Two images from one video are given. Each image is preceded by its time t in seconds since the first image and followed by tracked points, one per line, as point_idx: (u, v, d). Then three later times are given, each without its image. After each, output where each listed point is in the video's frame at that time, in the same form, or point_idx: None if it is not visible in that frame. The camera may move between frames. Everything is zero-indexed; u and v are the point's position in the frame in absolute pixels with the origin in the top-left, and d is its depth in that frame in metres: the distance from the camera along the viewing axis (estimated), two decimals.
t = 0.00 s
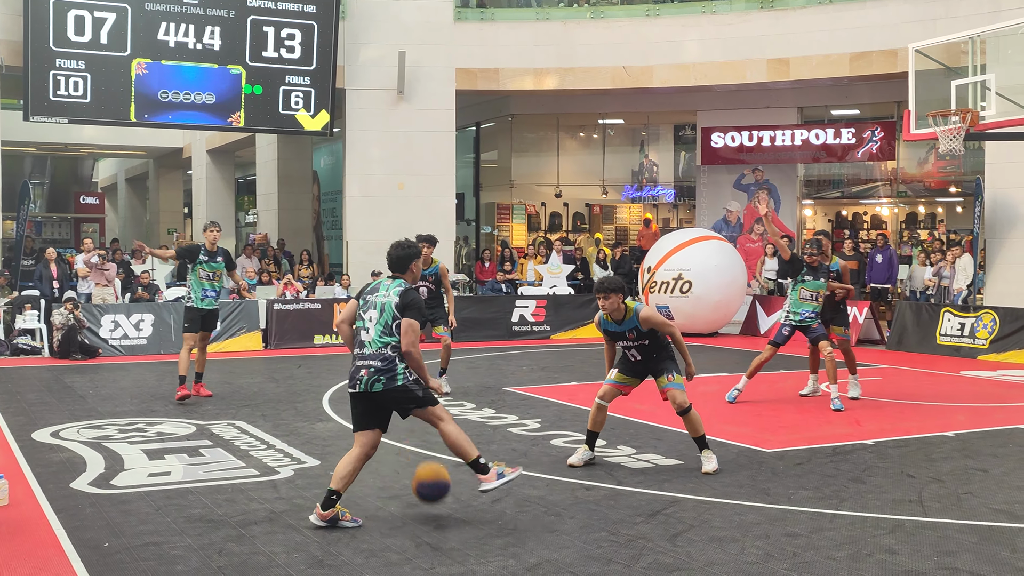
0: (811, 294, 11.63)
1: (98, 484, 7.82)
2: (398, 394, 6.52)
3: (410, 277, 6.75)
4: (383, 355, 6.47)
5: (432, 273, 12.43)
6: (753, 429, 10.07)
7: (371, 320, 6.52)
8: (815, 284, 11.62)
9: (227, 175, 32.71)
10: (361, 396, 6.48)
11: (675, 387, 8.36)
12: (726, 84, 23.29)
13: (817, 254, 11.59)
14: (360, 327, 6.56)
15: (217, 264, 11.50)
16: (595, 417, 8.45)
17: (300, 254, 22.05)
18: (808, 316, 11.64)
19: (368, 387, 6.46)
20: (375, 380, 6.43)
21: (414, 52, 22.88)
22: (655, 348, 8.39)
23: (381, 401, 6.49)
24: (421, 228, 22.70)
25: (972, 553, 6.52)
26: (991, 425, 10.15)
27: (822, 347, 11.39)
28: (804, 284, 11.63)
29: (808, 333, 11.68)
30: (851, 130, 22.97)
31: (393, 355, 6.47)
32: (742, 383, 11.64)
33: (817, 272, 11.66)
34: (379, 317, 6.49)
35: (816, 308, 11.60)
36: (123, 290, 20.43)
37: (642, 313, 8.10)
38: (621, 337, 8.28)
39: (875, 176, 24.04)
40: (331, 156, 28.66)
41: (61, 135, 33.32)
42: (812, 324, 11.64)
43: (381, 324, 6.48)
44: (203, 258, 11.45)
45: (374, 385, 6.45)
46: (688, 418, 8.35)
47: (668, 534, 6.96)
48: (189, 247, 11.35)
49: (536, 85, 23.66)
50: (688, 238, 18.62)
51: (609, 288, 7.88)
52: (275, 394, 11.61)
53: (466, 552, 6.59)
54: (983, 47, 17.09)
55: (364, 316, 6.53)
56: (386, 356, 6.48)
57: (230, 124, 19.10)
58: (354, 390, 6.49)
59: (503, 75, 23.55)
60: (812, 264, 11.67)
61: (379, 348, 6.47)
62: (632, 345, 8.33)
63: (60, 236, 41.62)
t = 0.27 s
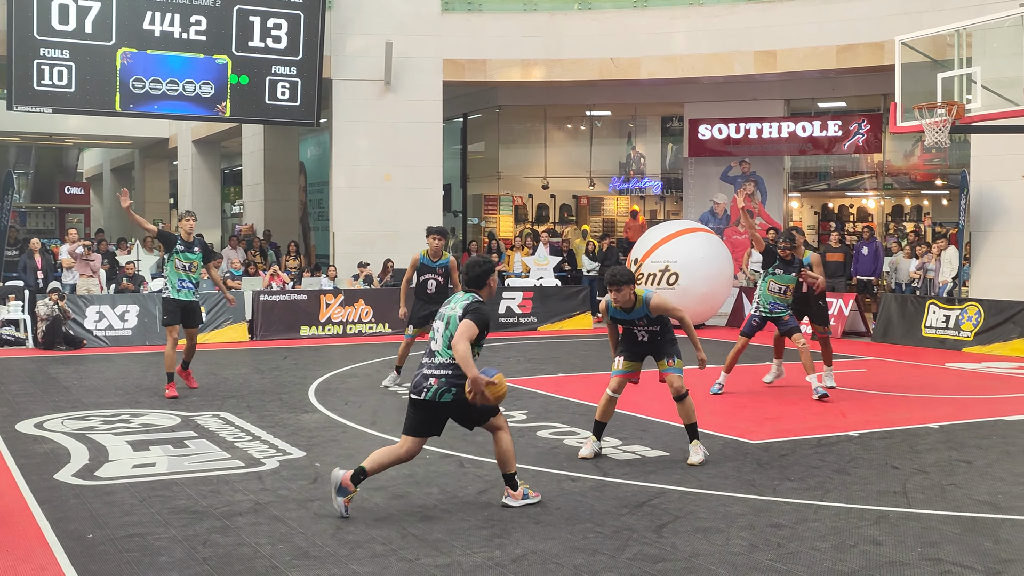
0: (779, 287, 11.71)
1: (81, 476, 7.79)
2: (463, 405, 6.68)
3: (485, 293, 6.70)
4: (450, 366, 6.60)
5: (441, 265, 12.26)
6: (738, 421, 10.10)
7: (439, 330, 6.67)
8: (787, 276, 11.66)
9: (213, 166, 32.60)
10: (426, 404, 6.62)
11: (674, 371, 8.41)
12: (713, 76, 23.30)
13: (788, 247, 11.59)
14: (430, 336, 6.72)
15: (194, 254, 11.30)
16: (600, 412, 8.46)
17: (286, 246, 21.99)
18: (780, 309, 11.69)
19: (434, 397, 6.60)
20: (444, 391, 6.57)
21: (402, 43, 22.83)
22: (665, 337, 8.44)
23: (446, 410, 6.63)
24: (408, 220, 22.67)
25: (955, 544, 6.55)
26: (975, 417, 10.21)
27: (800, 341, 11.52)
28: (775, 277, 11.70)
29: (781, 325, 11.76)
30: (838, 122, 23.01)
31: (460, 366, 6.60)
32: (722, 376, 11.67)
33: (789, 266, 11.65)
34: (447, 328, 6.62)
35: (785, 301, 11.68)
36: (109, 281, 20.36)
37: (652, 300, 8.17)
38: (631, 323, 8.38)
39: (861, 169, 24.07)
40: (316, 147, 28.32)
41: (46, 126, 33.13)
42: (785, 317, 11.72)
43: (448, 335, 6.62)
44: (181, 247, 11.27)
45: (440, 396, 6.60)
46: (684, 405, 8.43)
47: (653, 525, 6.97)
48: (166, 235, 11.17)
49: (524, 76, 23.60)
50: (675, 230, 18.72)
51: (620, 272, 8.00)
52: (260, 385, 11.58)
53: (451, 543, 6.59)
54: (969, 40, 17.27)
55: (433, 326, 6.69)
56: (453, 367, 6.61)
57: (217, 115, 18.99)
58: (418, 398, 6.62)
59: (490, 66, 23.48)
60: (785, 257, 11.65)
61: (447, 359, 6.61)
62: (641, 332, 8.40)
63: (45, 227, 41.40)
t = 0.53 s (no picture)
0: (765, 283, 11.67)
1: (63, 467, 7.76)
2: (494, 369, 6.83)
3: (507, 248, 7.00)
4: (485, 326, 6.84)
5: (445, 253, 12.31)
6: (722, 413, 10.13)
7: (476, 291, 6.95)
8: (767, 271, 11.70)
9: (198, 157, 32.48)
10: (458, 361, 6.85)
11: (679, 369, 8.50)
12: (699, 69, 23.28)
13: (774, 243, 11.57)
14: (466, 298, 6.99)
15: (178, 244, 11.18)
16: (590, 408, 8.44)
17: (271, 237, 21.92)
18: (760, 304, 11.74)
19: (464, 354, 6.81)
20: (474, 348, 6.76)
21: (387, 34, 22.73)
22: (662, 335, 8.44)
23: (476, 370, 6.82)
24: (393, 212, 22.60)
25: (937, 536, 6.59)
26: (957, 410, 10.27)
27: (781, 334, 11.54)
28: (760, 272, 11.67)
29: (763, 319, 11.80)
30: (823, 115, 23.40)
31: (492, 326, 6.81)
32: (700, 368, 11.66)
33: (773, 261, 11.70)
34: (484, 289, 6.89)
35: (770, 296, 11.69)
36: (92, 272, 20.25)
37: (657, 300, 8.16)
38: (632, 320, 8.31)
39: (846, 162, 24.09)
40: (301, 137, 28.32)
41: (28, 115, 32.92)
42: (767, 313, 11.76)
43: (485, 295, 6.88)
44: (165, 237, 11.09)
45: (471, 353, 6.79)
46: (688, 403, 8.47)
47: (637, 517, 6.99)
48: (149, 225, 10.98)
49: (509, 68, 23.50)
50: (659, 224, 18.74)
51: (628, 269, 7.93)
52: (245, 377, 11.56)
53: (435, 535, 6.59)
54: (953, 34, 17.21)
55: (470, 287, 6.96)
56: (487, 326, 6.84)
57: (201, 105, 18.98)
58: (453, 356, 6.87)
59: (475, 57, 23.40)
60: (770, 252, 11.68)
61: (482, 318, 6.86)
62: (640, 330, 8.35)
63: (27, 217, 41.21)
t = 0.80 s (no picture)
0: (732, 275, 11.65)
1: (43, 461, 7.71)
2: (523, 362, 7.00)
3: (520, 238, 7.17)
4: (514, 322, 6.97)
5: (438, 254, 12.07)
6: (705, 407, 10.15)
7: (502, 287, 7.04)
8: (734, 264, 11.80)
9: (180, 149, 32.36)
10: (489, 357, 6.97)
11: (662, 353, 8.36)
12: (683, 63, 23.28)
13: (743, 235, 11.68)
14: (491, 293, 7.05)
15: (163, 238, 11.02)
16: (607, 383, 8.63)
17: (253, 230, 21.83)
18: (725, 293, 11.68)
19: (495, 349, 6.93)
20: (505, 344, 6.89)
21: (371, 26, 22.63)
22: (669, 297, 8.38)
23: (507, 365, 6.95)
24: (377, 205, 22.53)
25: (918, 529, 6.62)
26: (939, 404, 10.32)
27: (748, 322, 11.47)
28: (728, 264, 11.75)
29: (728, 311, 11.60)
30: (806, 109, 23.07)
31: (523, 322, 6.96)
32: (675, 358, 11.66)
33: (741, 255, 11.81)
34: (511, 284, 7.01)
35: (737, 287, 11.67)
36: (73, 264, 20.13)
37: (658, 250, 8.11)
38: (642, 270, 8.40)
39: (829, 156, 24.20)
40: (282, 130, 27.85)
41: (9, 106, 32.73)
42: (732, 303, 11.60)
43: (513, 291, 7.01)
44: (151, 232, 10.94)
45: (501, 348, 6.92)
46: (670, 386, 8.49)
47: (619, 510, 7.00)
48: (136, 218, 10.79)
49: (493, 61, 23.46)
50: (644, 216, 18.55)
51: (641, 210, 8.12)
52: (227, 370, 11.51)
53: (418, 528, 6.58)
54: (936, 29, 17.29)
55: (496, 282, 7.03)
56: (518, 322, 6.98)
57: (183, 97, 18.89)
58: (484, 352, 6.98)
59: (459, 50, 23.31)
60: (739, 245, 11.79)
61: (512, 315, 6.98)
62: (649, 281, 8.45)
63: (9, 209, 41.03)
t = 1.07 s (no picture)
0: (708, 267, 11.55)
1: (20, 455, 7.67)
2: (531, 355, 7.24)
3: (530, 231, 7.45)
4: (520, 315, 7.21)
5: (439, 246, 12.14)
6: (685, 401, 10.19)
7: (508, 281, 7.31)
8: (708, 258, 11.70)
9: (160, 142, 32.21)
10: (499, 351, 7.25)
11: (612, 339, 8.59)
12: (665, 58, 23.36)
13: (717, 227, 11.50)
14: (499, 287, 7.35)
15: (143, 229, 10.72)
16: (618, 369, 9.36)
17: (233, 224, 21.75)
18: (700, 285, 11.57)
19: (504, 343, 7.21)
20: (512, 339, 7.17)
21: (352, 19, 22.57)
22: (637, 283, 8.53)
23: (516, 359, 7.24)
24: (358, 199, 22.49)
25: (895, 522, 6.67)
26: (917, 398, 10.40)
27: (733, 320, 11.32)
28: (701, 255, 11.61)
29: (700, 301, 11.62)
30: (787, 105, 23.52)
31: (527, 317, 7.19)
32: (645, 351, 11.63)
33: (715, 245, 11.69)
34: (515, 276, 7.28)
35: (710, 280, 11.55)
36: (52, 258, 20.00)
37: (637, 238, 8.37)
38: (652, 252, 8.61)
39: (809, 152, 24.32)
40: (264, 123, 27.88)
41: None
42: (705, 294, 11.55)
43: (516, 285, 7.26)
44: (136, 223, 10.58)
45: (509, 343, 7.19)
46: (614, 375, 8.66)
47: (600, 504, 7.03)
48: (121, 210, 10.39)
49: (474, 55, 23.53)
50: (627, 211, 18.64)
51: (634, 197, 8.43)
52: (208, 364, 11.49)
53: (398, 523, 6.59)
54: (916, 25, 17.47)
55: (503, 276, 7.32)
56: (522, 316, 7.20)
57: (161, 90, 18.76)
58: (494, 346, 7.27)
59: (441, 44, 23.35)
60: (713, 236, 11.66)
61: (516, 309, 7.22)
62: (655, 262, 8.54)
63: None
